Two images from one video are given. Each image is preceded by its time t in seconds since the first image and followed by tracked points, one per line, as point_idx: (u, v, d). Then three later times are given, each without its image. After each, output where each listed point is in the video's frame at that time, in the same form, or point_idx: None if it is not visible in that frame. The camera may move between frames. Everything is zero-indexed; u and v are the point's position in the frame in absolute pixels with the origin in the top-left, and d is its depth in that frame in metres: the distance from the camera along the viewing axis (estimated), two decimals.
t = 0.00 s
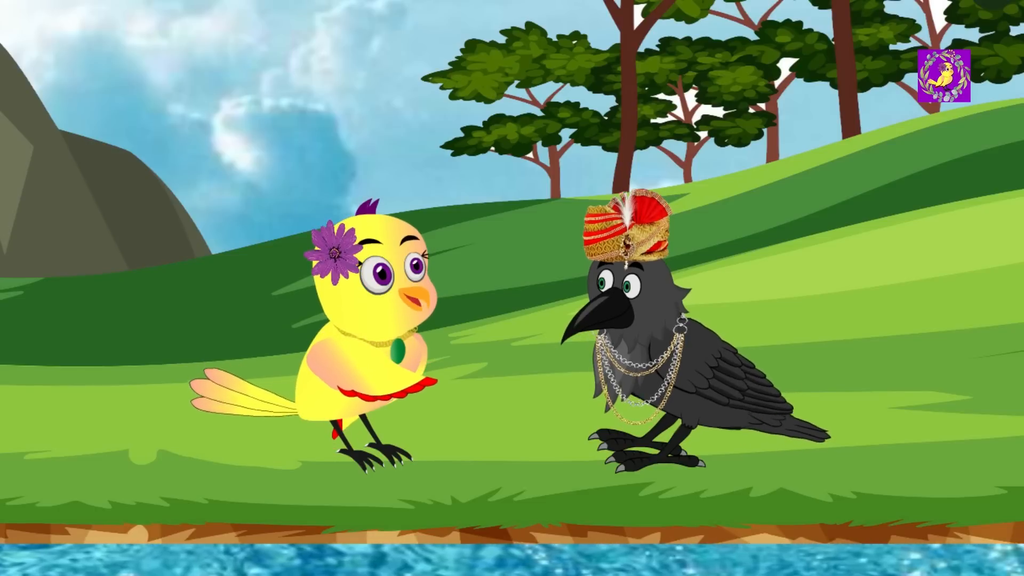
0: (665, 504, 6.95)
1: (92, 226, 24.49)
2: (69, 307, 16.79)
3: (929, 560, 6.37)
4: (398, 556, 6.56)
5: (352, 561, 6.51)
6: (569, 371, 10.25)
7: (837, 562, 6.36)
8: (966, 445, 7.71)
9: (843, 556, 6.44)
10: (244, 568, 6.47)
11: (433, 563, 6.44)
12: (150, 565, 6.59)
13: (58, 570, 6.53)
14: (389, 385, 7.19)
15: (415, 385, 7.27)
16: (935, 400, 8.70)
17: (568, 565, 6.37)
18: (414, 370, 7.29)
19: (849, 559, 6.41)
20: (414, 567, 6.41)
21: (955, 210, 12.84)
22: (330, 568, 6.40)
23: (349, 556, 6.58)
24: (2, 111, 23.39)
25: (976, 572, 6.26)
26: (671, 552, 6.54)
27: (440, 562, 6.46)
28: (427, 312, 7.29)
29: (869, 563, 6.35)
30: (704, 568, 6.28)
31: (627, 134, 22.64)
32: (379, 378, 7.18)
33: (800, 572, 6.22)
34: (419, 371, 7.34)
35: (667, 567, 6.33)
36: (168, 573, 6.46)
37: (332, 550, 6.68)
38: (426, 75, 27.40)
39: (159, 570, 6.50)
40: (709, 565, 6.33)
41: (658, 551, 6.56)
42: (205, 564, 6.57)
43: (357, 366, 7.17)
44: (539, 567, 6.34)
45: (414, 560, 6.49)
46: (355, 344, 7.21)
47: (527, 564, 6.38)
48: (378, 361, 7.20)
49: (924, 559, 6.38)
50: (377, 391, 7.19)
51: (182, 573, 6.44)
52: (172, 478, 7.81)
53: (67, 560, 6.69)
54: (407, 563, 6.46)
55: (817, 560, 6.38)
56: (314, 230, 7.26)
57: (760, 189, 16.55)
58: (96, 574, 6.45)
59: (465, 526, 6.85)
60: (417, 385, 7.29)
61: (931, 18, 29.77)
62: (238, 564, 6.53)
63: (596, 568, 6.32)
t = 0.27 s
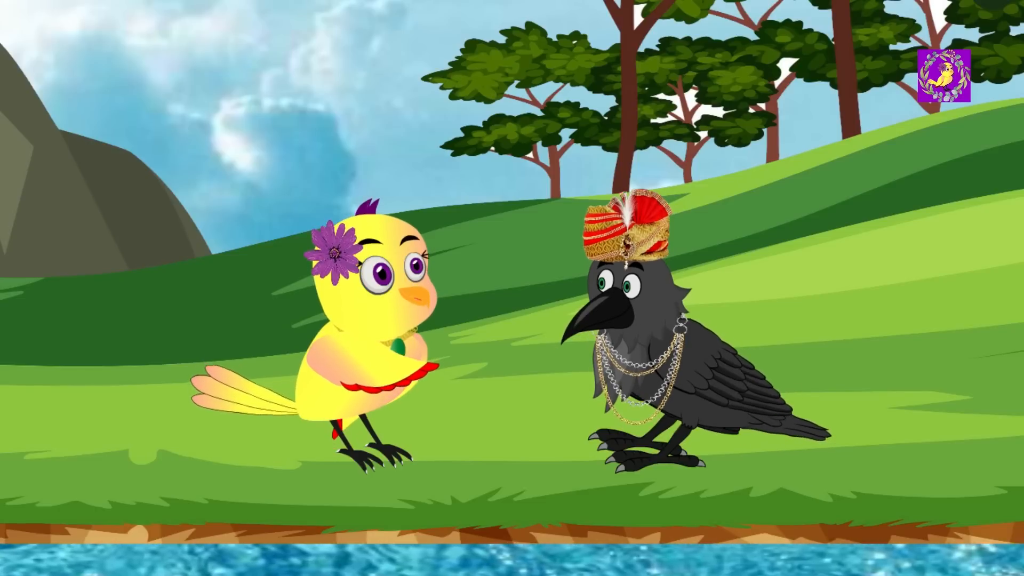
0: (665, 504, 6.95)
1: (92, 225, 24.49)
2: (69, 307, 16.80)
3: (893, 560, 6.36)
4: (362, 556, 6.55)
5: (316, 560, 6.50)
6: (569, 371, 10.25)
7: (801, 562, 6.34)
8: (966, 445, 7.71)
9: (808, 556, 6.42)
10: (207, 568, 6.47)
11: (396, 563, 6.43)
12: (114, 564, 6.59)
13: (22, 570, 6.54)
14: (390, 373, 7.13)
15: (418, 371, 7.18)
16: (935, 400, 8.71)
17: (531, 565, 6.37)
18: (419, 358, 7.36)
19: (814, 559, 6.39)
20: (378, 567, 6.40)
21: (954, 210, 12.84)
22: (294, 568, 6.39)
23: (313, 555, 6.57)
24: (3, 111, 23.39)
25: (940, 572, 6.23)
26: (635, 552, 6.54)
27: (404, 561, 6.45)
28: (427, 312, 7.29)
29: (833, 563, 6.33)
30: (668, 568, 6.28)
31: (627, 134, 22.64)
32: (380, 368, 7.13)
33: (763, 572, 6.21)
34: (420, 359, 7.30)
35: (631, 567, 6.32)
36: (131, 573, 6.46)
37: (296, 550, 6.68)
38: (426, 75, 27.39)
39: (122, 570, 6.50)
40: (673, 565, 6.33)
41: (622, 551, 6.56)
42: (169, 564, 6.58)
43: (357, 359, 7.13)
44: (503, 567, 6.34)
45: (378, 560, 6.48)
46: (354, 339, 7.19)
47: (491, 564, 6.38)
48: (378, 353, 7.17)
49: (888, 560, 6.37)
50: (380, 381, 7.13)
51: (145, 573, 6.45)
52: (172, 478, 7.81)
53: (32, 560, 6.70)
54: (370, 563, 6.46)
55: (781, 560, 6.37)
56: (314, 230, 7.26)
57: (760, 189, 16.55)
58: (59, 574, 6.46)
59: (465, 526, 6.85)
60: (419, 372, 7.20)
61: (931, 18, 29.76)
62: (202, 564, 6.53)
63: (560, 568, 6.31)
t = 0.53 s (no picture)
0: (665, 504, 6.95)
1: (92, 225, 24.48)
2: (69, 307, 16.79)
3: (857, 560, 6.34)
4: (327, 556, 6.54)
5: (281, 560, 6.49)
6: (569, 371, 10.25)
7: (765, 562, 6.34)
8: (966, 445, 7.71)
9: (772, 556, 6.41)
10: (172, 568, 6.49)
11: (361, 563, 6.44)
12: (78, 565, 6.62)
13: None
14: (390, 373, 7.13)
15: (418, 371, 7.18)
16: (935, 400, 8.71)
17: (495, 565, 6.36)
18: (419, 358, 7.35)
19: (778, 559, 6.38)
20: (342, 566, 6.41)
21: (954, 210, 12.84)
22: (258, 568, 6.40)
23: (278, 555, 6.56)
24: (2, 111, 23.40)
25: (903, 572, 6.23)
26: (600, 552, 6.53)
27: (369, 562, 6.46)
28: (427, 312, 7.30)
29: (798, 563, 6.31)
30: (632, 569, 6.29)
31: (627, 134, 22.64)
32: (380, 368, 7.14)
33: (728, 572, 6.21)
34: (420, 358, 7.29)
35: (595, 568, 6.33)
36: (96, 573, 6.50)
37: (279, 549, 6.65)
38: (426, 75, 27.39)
39: (87, 570, 6.54)
40: (638, 564, 6.34)
41: (586, 551, 6.56)
42: (134, 564, 6.60)
43: (357, 359, 7.13)
44: (467, 567, 6.33)
45: (343, 560, 6.48)
46: (354, 339, 7.18)
47: (455, 564, 6.37)
48: (378, 352, 7.17)
49: (852, 559, 6.36)
50: (380, 380, 7.13)
51: (110, 573, 6.48)
52: (172, 478, 7.81)
53: None
54: (335, 563, 6.46)
55: (745, 560, 6.37)
56: (314, 230, 7.26)
57: (760, 189, 16.55)
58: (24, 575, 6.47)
59: (465, 526, 6.85)
60: (419, 372, 7.20)
61: (932, 18, 29.75)
62: (167, 564, 6.56)
63: (524, 568, 6.32)
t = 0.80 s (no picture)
0: (665, 504, 6.95)
1: (92, 225, 24.48)
2: (69, 307, 16.80)
3: (822, 560, 6.28)
4: (291, 556, 6.52)
5: (245, 560, 6.49)
6: (569, 371, 10.25)
7: (729, 562, 6.32)
8: (966, 445, 7.71)
9: (736, 556, 6.39)
10: (137, 568, 6.48)
11: (325, 563, 6.42)
12: (42, 565, 6.60)
13: None
14: (390, 381, 7.14)
15: (416, 380, 7.18)
16: (935, 400, 8.71)
17: (459, 565, 6.33)
18: (418, 365, 7.31)
19: (742, 559, 6.36)
20: (306, 567, 6.38)
21: (953, 210, 12.84)
22: (223, 568, 6.39)
23: (242, 555, 6.56)
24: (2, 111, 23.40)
25: (867, 572, 6.17)
26: (564, 552, 6.50)
27: (333, 562, 6.43)
28: (427, 312, 7.29)
29: (761, 563, 6.28)
30: (596, 569, 6.25)
31: (627, 134, 22.64)
32: (379, 374, 7.14)
33: (691, 572, 6.20)
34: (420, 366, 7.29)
35: (559, 567, 6.29)
36: (60, 573, 6.48)
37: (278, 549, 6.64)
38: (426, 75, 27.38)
39: (51, 570, 6.52)
40: (601, 564, 6.30)
41: (551, 552, 6.52)
42: (98, 564, 6.57)
43: (357, 364, 7.14)
44: (432, 567, 6.28)
45: (307, 560, 6.46)
46: (355, 342, 7.19)
47: (420, 564, 6.33)
48: (379, 358, 7.17)
49: (817, 560, 6.29)
50: (378, 387, 7.15)
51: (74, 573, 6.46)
52: (172, 478, 7.81)
53: None
54: (299, 563, 6.43)
55: (709, 560, 6.35)
56: (314, 230, 7.26)
57: (760, 189, 16.55)
58: None
59: (465, 526, 6.84)
60: (418, 380, 7.20)
61: (932, 18, 29.74)
62: (131, 564, 6.54)
63: (489, 568, 6.29)
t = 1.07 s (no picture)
0: (665, 504, 6.95)
1: (92, 226, 24.48)
2: (69, 307, 16.80)
3: (786, 560, 6.23)
4: (254, 556, 6.50)
5: (209, 560, 6.46)
6: (569, 371, 10.26)
7: (693, 562, 6.28)
8: (966, 445, 7.71)
9: (701, 556, 6.35)
10: (100, 568, 6.43)
11: (289, 563, 6.39)
12: (5, 564, 6.59)
13: None
14: (381, 389, 7.24)
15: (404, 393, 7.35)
16: (935, 400, 8.71)
17: (423, 565, 6.28)
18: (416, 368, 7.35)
19: (707, 559, 6.31)
20: (270, 567, 6.37)
21: (952, 210, 12.84)
22: (186, 568, 6.38)
23: (206, 556, 6.53)
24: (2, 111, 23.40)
25: (831, 572, 6.11)
26: (528, 553, 6.47)
27: (297, 562, 6.41)
28: (427, 314, 7.29)
29: (725, 563, 6.23)
30: (560, 568, 6.22)
31: (627, 134, 22.64)
32: (373, 381, 7.21)
33: (655, 573, 6.16)
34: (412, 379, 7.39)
35: (524, 567, 6.26)
36: (24, 573, 6.46)
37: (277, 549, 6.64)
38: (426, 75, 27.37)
39: (14, 570, 6.51)
40: (566, 565, 6.26)
41: (515, 552, 6.49)
42: (62, 564, 6.54)
43: (353, 369, 7.18)
44: (395, 567, 6.25)
45: (271, 560, 6.44)
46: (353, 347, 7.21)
47: (383, 564, 6.29)
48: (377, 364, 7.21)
49: (781, 559, 6.24)
50: (369, 394, 7.23)
51: (37, 574, 6.43)
52: (172, 477, 7.81)
53: None
54: (263, 563, 6.41)
55: (674, 560, 6.32)
56: (314, 232, 7.27)
57: (760, 189, 16.55)
58: None
59: (465, 526, 6.84)
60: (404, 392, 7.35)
61: (932, 18, 29.72)
62: (95, 564, 6.49)
63: (452, 568, 6.25)
